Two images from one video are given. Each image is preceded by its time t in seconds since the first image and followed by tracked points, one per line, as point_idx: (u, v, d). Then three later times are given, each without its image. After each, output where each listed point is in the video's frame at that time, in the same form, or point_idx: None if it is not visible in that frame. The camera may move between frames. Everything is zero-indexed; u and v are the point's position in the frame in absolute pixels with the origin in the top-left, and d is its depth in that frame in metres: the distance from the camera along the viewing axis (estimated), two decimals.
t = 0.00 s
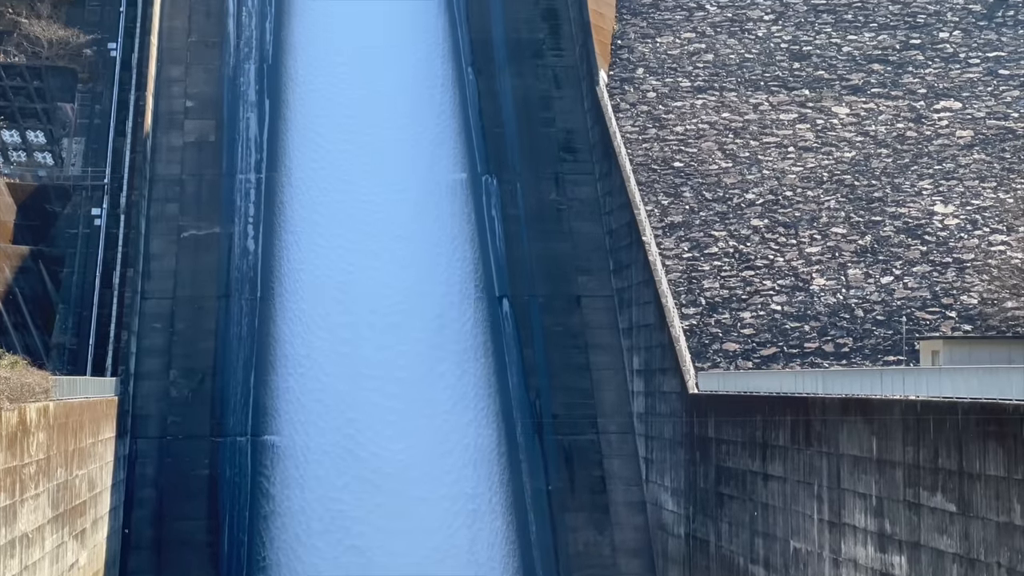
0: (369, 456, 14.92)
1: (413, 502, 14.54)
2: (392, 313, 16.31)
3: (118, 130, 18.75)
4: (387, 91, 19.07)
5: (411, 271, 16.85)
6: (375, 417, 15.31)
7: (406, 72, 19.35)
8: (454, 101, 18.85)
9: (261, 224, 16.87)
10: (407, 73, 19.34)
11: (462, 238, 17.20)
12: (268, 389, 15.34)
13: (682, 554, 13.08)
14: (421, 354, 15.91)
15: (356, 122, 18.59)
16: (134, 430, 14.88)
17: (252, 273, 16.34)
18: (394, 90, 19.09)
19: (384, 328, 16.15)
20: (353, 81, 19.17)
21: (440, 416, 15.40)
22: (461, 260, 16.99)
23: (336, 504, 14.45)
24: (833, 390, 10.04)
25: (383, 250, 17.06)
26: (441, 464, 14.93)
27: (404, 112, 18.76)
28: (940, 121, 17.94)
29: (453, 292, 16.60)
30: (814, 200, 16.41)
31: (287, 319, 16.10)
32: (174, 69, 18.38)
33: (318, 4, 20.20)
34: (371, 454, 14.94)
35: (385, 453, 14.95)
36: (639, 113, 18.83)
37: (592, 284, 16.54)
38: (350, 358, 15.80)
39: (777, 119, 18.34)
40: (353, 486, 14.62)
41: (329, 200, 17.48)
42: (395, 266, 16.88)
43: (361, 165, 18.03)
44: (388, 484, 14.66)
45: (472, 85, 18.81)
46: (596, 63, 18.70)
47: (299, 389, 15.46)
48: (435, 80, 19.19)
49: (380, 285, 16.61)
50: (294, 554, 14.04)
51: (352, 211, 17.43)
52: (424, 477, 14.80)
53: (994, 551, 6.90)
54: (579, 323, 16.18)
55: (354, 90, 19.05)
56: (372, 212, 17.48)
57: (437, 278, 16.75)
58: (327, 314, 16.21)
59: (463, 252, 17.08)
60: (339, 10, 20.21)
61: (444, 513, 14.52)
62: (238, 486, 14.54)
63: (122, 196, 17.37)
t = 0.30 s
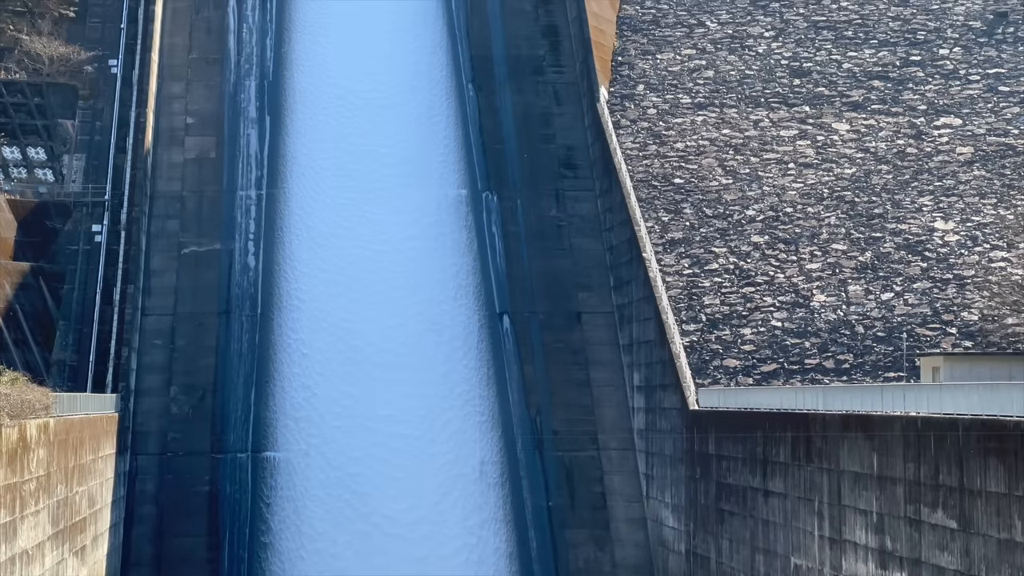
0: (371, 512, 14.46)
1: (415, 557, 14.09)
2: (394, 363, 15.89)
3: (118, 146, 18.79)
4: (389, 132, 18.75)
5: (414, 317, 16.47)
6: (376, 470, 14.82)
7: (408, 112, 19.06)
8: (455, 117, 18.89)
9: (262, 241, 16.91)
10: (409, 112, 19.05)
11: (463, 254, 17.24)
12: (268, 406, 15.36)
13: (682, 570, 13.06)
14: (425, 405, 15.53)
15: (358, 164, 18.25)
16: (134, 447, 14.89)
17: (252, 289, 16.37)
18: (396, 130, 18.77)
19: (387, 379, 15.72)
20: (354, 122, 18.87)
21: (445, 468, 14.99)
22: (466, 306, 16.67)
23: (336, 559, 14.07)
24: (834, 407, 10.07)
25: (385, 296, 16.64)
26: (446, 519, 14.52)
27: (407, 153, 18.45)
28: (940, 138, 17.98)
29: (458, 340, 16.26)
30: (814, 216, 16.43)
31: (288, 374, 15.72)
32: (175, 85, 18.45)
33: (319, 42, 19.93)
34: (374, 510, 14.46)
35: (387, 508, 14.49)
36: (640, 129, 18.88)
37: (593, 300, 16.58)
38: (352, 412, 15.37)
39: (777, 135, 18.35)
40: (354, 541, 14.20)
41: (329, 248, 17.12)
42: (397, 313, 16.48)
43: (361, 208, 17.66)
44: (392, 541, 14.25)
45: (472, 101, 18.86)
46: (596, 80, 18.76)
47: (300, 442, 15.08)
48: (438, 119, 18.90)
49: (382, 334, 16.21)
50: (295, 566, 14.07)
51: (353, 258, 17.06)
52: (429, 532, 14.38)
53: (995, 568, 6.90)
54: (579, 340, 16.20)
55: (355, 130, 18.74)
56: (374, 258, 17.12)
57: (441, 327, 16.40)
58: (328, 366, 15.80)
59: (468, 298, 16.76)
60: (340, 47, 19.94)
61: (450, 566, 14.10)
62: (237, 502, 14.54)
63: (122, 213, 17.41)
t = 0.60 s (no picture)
0: (373, 574, 14.27)
1: None
2: (396, 416, 15.64)
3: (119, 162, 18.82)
4: (391, 173, 18.50)
5: (417, 366, 16.18)
6: (378, 529, 14.57)
7: (410, 151, 18.79)
8: (456, 135, 18.93)
9: (262, 257, 16.94)
10: (411, 152, 18.78)
11: (463, 270, 17.29)
12: (269, 423, 15.42)
13: None
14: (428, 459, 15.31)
15: (360, 208, 18.01)
16: (135, 464, 14.90)
17: (253, 306, 16.40)
18: (399, 172, 18.53)
19: (388, 433, 15.47)
20: (357, 162, 18.61)
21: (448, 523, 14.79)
22: (471, 352, 16.41)
23: None
24: (835, 423, 10.09)
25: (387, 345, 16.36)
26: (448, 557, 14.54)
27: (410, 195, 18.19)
28: (941, 154, 18.01)
29: (461, 390, 16.03)
30: (815, 233, 16.46)
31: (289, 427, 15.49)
32: (176, 102, 18.47)
33: (322, 79, 19.69)
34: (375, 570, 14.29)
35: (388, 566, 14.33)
36: (641, 146, 18.92)
37: (593, 317, 16.60)
38: (353, 467, 15.10)
39: (778, 152, 18.38)
40: None
41: (331, 295, 16.86)
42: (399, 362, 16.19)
43: (364, 256, 17.43)
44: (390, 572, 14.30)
45: (473, 117, 18.92)
46: (597, 96, 18.78)
47: (301, 498, 14.87)
48: (442, 160, 18.67)
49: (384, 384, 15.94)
50: None
51: (354, 305, 16.78)
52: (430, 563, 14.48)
53: None
54: (581, 357, 16.21)
55: (357, 171, 18.49)
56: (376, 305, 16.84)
57: (444, 377, 16.13)
58: (330, 420, 15.56)
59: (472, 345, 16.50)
60: (343, 84, 19.72)
61: None
62: (239, 519, 14.60)
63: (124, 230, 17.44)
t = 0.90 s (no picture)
0: None
1: None
2: (398, 469, 15.21)
3: (122, 178, 18.86)
4: (394, 216, 18.11)
5: (420, 420, 15.80)
6: None
7: (414, 193, 18.40)
8: (458, 150, 18.98)
9: (264, 272, 16.98)
10: (416, 194, 18.38)
11: (464, 285, 17.30)
12: (270, 438, 15.47)
13: None
14: (431, 513, 14.89)
15: (363, 253, 17.64)
16: (136, 479, 14.98)
17: (255, 321, 16.45)
18: (402, 214, 18.13)
19: (390, 486, 15.06)
20: (359, 204, 18.24)
21: None
22: (474, 404, 16.09)
23: None
24: (836, 439, 10.12)
25: (390, 397, 15.96)
26: None
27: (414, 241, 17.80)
28: (943, 170, 18.05)
29: (463, 441, 15.66)
30: (817, 249, 16.46)
31: (289, 478, 15.16)
32: (178, 118, 18.52)
33: (324, 117, 19.33)
34: None
35: None
36: (642, 162, 18.93)
37: (595, 333, 16.64)
38: (354, 521, 14.72)
39: (780, 168, 18.40)
40: None
41: (333, 342, 16.46)
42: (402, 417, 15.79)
43: (366, 301, 17.01)
44: None
45: (475, 134, 18.93)
46: (599, 113, 18.85)
47: (301, 552, 14.50)
48: (446, 204, 18.26)
49: (385, 436, 15.56)
50: None
51: (357, 353, 16.36)
52: None
53: None
54: (582, 373, 16.27)
55: (359, 213, 18.12)
56: (379, 353, 16.40)
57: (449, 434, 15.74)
58: (331, 474, 15.18)
59: (478, 401, 16.13)
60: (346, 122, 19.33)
61: None
62: (241, 535, 14.64)
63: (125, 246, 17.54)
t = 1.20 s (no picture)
0: None
1: None
2: (399, 522, 14.81)
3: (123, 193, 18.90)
4: (397, 261, 17.72)
5: (421, 471, 15.41)
6: None
7: (418, 238, 18.04)
8: (459, 164, 18.99)
9: (266, 287, 16.99)
10: (419, 239, 18.02)
11: (465, 299, 17.32)
12: (271, 453, 15.47)
13: None
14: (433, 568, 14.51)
15: (364, 297, 17.22)
16: (137, 495, 15.02)
17: (257, 336, 16.47)
18: (405, 260, 17.75)
19: (390, 540, 14.65)
20: (360, 248, 17.85)
21: None
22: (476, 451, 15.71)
23: None
24: (837, 454, 10.14)
25: (392, 448, 15.57)
26: None
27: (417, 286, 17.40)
28: (945, 186, 18.07)
29: (466, 491, 15.30)
30: (819, 264, 16.48)
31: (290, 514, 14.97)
32: (180, 132, 18.57)
33: (325, 155, 18.99)
34: None
35: None
36: (644, 176, 18.94)
37: (597, 347, 16.68)
38: None
39: (782, 184, 18.43)
40: None
41: (334, 391, 16.08)
42: (405, 470, 15.38)
43: (368, 349, 16.59)
44: None
45: (477, 148, 18.95)
46: (601, 129, 18.91)
47: None
48: (449, 249, 17.89)
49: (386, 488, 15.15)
50: None
51: (357, 402, 15.98)
52: None
53: None
54: (583, 388, 16.32)
55: (361, 257, 17.72)
56: (382, 403, 16.00)
57: (453, 489, 15.33)
58: (331, 525, 14.81)
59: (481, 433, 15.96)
60: (347, 162, 18.97)
61: None
62: (242, 550, 14.66)
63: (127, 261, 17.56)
